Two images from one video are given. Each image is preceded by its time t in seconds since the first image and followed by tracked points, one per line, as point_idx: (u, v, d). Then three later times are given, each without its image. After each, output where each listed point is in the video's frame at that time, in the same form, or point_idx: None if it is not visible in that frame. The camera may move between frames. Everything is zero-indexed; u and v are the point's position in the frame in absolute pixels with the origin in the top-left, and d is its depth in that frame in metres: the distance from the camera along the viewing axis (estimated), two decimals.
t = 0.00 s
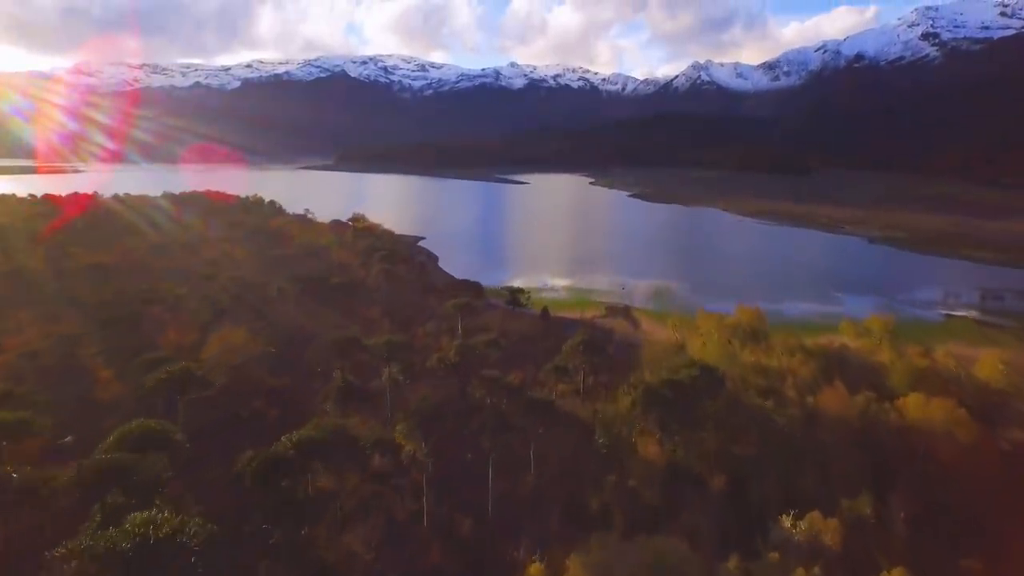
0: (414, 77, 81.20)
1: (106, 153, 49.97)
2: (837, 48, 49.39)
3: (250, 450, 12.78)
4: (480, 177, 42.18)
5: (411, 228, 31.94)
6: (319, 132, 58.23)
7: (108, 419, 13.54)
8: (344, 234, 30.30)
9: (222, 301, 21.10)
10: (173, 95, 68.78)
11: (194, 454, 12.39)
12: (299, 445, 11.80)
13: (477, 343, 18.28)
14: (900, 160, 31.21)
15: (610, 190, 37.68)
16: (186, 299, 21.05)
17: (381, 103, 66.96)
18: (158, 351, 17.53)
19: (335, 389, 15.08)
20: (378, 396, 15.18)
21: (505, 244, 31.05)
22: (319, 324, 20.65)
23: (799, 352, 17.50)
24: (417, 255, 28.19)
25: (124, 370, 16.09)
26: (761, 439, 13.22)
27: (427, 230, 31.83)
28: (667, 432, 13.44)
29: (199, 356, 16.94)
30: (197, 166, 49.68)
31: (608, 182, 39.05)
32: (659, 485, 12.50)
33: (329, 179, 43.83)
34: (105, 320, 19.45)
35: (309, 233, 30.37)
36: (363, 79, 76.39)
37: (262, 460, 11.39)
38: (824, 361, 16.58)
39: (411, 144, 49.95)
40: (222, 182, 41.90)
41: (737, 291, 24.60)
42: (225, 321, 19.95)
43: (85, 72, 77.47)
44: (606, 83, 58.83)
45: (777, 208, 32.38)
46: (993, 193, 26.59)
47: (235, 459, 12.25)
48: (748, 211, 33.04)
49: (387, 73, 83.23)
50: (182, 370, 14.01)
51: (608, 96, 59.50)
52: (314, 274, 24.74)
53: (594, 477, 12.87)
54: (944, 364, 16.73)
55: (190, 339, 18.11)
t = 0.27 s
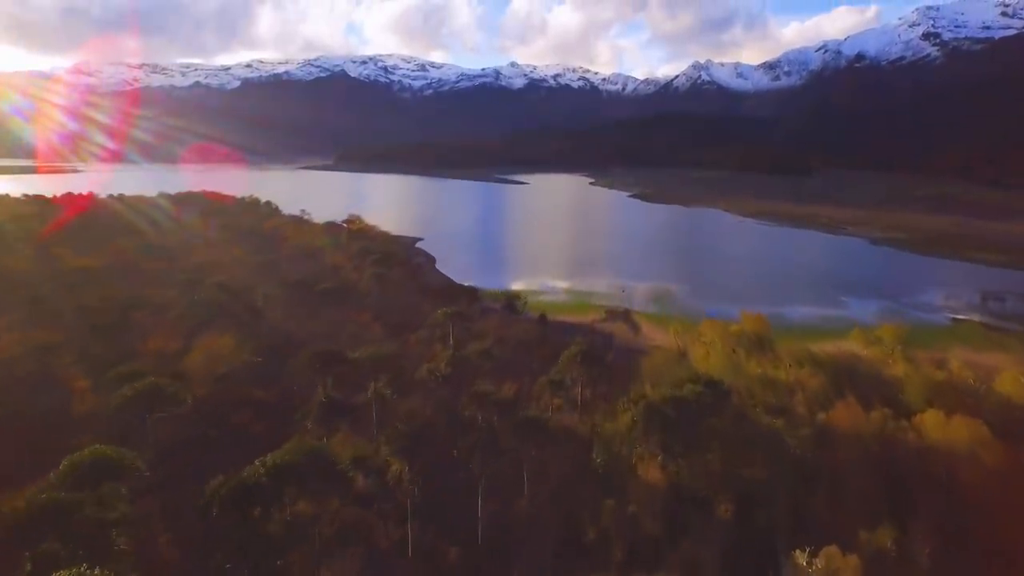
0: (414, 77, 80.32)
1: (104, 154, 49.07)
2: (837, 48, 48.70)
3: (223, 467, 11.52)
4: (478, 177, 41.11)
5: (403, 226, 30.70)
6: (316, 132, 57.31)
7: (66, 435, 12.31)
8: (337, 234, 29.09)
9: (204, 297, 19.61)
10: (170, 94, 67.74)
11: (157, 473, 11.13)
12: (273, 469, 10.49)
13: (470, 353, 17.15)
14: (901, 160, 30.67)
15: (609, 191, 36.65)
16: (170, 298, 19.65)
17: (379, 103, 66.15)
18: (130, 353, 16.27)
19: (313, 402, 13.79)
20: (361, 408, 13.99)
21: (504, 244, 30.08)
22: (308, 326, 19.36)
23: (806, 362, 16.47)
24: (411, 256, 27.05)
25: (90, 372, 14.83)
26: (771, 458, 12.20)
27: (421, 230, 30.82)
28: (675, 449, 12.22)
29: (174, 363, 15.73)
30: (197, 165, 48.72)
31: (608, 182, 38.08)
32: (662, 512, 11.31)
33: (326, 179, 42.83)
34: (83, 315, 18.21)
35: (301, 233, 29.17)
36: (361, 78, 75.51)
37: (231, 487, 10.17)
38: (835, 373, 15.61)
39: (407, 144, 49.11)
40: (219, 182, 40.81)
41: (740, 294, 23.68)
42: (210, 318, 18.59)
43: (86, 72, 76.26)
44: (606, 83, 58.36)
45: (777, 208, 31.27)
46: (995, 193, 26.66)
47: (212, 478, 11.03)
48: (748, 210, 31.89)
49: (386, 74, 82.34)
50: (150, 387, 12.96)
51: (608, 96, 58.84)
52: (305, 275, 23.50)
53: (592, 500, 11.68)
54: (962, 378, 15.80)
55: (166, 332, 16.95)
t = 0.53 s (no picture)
0: (413, 76, 79.25)
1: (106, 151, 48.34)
2: (839, 48, 47.86)
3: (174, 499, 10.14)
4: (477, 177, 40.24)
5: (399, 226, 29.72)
6: (314, 131, 56.42)
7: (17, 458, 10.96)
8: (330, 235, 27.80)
9: (190, 303, 18.52)
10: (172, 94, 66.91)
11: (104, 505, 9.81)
12: (241, 495, 9.02)
13: (461, 365, 15.92)
14: (900, 160, 28.46)
15: (611, 190, 35.87)
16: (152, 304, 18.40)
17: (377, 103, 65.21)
18: (101, 361, 14.99)
19: (295, 415, 12.37)
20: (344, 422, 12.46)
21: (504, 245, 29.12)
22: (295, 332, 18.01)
23: (817, 375, 15.47)
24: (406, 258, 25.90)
25: (50, 382, 13.51)
26: (781, 480, 10.87)
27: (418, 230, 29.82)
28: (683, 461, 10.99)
29: (147, 373, 14.44)
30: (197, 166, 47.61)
31: (608, 182, 37.06)
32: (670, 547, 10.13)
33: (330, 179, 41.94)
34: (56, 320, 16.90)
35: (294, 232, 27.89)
36: (359, 78, 74.47)
37: (193, 520, 8.78)
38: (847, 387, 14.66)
39: (406, 144, 48.23)
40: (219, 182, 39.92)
41: (744, 299, 22.75)
42: (192, 326, 17.44)
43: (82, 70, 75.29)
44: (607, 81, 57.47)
45: (777, 209, 30.68)
46: (995, 194, 24.87)
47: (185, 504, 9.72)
48: (748, 212, 31.30)
49: (385, 74, 80.98)
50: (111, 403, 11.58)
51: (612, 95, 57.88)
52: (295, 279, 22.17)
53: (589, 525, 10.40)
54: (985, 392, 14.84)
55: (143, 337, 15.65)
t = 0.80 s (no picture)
0: (415, 75, 78.37)
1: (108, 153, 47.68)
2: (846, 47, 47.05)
3: (133, 524, 8.93)
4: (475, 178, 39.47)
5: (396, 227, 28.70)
6: (313, 132, 55.61)
7: None
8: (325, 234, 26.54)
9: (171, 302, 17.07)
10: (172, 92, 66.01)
11: (52, 535, 8.54)
12: (208, 526, 8.03)
13: (461, 375, 14.62)
14: (899, 159, 27.36)
15: (611, 190, 35.31)
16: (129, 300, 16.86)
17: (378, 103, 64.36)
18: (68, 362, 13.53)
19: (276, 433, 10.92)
20: (326, 426, 11.35)
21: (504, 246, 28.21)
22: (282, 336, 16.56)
23: (826, 386, 14.63)
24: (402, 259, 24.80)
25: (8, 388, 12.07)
26: (789, 498, 9.77)
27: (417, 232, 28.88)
28: (671, 486, 9.90)
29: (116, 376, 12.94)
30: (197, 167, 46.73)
31: (609, 183, 36.09)
32: None
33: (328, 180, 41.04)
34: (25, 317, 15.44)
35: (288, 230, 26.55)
36: (360, 76, 73.54)
37: (154, 552, 7.80)
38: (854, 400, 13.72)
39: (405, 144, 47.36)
40: (219, 182, 39.12)
41: (746, 301, 21.97)
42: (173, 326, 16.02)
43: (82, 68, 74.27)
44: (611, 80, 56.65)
45: (777, 208, 29.53)
46: (996, 193, 24.07)
47: (155, 530, 8.70)
48: (750, 211, 30.31)
49: (388, 72, 80.07)
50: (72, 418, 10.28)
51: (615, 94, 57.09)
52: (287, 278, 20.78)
53: (578, 550, 9.15)
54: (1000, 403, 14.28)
55: (113, 333, 14.40)
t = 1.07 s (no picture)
0: (411, 78, 77.83)
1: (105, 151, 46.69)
2: (846, 49, 46.72)
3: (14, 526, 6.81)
4: (471, 177, 38.08)
5: (393, 230, 27.48)
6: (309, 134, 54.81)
7: None
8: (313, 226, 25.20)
9: (134, 279, 15.30)
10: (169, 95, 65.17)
11: None
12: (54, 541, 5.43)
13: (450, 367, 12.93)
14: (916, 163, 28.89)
15: (610, 190, 33.40)
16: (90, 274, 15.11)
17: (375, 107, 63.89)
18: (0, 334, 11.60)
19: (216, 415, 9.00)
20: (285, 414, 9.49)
21: (503, 243, 26.98)
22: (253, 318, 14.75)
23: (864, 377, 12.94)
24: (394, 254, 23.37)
25: None
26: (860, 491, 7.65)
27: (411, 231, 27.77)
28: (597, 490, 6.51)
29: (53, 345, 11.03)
30: (194, 165, 45.59)
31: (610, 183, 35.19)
32: None
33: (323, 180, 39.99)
34: None
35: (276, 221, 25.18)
36: (356, 79, 72.81)
37: None
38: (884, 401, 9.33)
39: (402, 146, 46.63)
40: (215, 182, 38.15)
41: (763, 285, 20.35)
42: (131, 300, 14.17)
43: (78, 73, 73.50)
44: (609, 83, 56.09)
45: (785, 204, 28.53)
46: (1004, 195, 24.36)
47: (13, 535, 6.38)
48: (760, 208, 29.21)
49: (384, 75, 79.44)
50: None
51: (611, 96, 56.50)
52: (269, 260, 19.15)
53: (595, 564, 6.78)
54: None
55: (48, 304, 12.49)
